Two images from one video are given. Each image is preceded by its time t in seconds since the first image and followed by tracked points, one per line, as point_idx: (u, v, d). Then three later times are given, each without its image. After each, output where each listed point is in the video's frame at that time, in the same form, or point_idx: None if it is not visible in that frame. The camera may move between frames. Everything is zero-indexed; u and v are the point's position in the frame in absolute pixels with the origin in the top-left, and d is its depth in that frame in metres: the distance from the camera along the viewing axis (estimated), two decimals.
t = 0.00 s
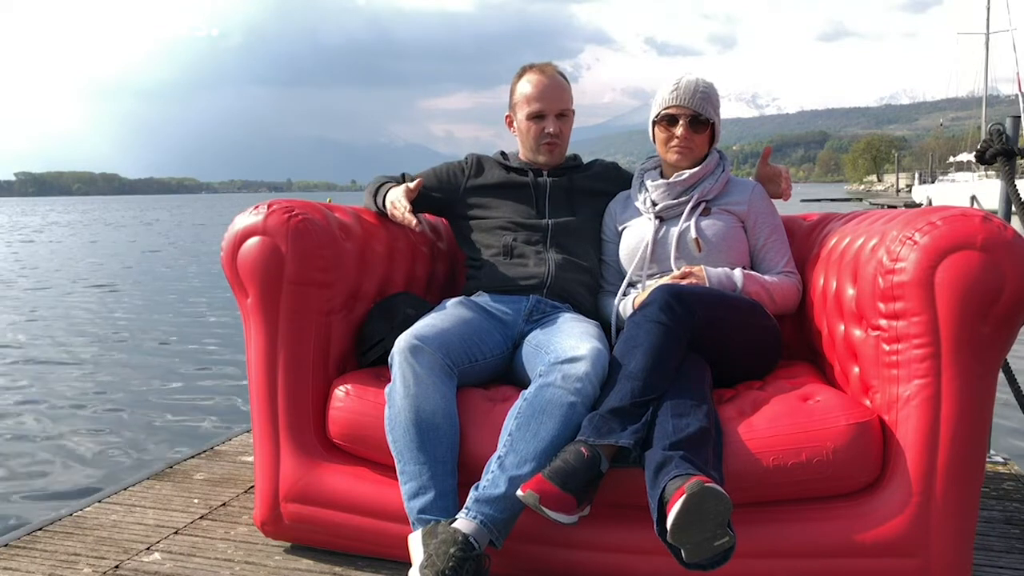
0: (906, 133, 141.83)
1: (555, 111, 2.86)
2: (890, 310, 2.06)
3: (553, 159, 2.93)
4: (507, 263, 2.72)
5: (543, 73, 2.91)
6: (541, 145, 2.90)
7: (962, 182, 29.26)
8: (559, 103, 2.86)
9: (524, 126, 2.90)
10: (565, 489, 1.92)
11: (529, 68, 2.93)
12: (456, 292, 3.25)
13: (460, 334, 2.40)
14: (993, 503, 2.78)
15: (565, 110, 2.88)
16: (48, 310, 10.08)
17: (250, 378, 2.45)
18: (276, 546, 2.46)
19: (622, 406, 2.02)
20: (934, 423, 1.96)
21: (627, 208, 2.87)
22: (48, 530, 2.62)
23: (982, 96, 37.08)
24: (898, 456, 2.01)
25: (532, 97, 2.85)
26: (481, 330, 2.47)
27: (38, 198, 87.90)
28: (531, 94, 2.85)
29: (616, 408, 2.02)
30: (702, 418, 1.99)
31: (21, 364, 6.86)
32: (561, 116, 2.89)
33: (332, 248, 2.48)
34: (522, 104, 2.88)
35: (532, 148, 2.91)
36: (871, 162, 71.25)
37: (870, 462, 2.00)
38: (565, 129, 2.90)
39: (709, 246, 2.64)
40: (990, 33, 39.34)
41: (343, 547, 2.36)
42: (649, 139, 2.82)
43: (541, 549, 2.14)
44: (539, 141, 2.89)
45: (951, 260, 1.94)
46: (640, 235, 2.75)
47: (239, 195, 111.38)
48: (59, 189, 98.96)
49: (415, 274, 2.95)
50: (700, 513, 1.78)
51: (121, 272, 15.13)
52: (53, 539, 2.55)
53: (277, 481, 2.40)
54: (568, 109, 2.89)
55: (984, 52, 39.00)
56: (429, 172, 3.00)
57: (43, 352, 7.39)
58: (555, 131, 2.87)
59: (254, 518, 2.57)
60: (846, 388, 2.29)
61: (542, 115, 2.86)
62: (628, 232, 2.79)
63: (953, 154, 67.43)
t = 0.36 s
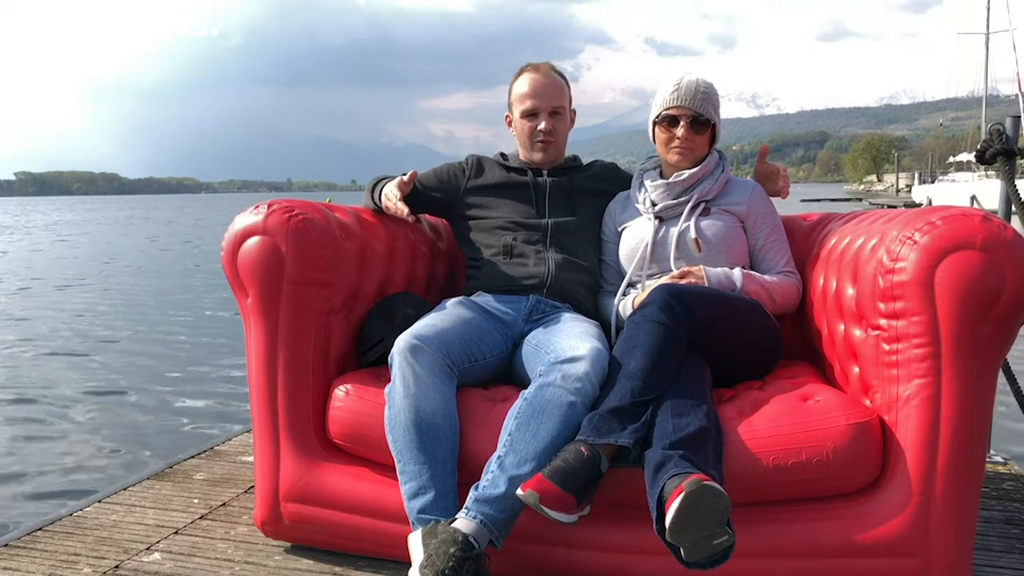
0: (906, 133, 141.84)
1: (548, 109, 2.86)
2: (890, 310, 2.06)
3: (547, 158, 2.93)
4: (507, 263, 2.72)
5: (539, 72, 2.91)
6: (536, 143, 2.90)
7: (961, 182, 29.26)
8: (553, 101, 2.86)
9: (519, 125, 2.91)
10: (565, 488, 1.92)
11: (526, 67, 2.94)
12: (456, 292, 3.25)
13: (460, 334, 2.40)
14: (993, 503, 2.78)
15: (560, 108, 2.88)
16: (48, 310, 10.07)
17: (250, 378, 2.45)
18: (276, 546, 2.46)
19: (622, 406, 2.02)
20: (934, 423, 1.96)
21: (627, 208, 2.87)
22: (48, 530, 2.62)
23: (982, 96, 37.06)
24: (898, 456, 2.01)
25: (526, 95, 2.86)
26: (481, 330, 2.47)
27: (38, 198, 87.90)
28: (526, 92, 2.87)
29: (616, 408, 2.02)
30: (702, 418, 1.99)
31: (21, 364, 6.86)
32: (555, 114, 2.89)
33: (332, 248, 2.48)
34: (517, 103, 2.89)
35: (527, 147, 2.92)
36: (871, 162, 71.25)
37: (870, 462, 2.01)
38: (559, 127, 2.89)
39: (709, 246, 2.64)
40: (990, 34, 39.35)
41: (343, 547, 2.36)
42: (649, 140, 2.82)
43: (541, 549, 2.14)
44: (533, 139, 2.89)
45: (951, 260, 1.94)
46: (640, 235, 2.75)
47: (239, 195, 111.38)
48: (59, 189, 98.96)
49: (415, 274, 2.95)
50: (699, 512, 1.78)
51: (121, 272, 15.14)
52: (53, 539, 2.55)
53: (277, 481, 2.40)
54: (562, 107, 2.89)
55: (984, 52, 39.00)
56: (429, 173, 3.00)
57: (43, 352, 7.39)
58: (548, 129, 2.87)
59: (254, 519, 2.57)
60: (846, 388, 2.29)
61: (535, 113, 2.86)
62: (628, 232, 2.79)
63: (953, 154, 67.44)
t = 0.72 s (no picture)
0: (906, 133, 141.84)
1: (534, 99, 2.87)
2: (890, 310, 2.06)
3: (539, 148, 2.92)
4: (507, 263, 2.72)
5: (528, 68, 2.95)
6: (526, 135, 2.91)
7: (961, 183, 29.26)
8: (539, 92, 2.88)
9: (511, 120, 2.94)
10: (565, 489, 1.92)
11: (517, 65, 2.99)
12: (456, 292, 3.25)
13: (460, 334, 2.40)
14: (993, 503, 2.78)
15: (548, 98, 2.88)
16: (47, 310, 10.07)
17: (250, 378, 2.45)
18: (276, 546, 2.46)
19: (622, 406, 2.02)
20: (934, 423, 1.97)
21: (627, 208, 2.87)
22: (48, 530, 2.62)
23: (982, 96, 37.06)
24: (898, 456, 2.01)
25: (514, 90, 2.91)
26: (481, 330, 2.47)
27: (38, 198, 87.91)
28: (514, 86, 2.92)
29: (616, 408, 2.02)
30: (703, 418, 1.99)
31: (20, 364, 6.86)
32: (545, 105, 2.89)
33: (332, 248, 2.48)
34: (507, 99, 2.94)
35: (520, 141, 2.93)
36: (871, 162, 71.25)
37: (871, 461, 2.01)
38: (547, 117, 2.89)
39: (710, 246, 2.64)
40: (989, 34, 39.35)
41: (343, 547, 2.36)
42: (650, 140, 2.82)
43: (541, 549, 2.14)
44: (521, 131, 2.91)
45: (951, 260, 1.94)
46: (640, 235, 2.75)
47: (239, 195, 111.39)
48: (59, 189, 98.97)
49: (415, 273, 2.95)
50: (700, 512, 1.78)
51: (121, 272, 15.14)
52: (53, 539, 2.55)
53: (277, 481, 2.40)
54: (551, 98, 2.89)
55: (984, 52, 39.00)
56: (429, 173, 3.00)
57: (43, 352, 7.38)
58: (534, 118, 2.87)
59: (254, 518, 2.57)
60: (846, 388, 2.29)
61: (522, 105, 2.89)
62: (628, 232, 2.79)
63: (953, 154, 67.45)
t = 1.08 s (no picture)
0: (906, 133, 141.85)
1: (532, 103, 2.87)
2: (890, 310, 2.06)
3: (538, 150, 2.93)
4: (507, 263, 2.72)
5: (525, 70, 2.95)
6: (524, 138, 2.91)
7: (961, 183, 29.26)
8: (536, 94, 2.87)
9: (509, 123, 2.95)
10: (565, 488, 1.92)
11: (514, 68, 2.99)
12: (456, 292, 3.25)
13: (460, 334, 2.40)
14: (993, 503, 2.78)
15: (546, 101, 2.88)
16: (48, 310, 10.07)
17: (250, 378, 2.45)
18: (276, 546, 2.46)
19: (622, 406, 2.02)
20: (934, 423, 1.97)
21: (627, 209, 2.87)
22: (48, 530, 2.62)
23: (982, 96, 37.05)
24: (898, 456, 2.01)
25: (511, 93, 2.91)
26: (481, 330, 2.47)
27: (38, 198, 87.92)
28: (511, 90, 2.92)
29: (616, 408, 2.02)
30: (703, 418, 1.99)
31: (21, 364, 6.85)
32: (543, 107, 2.89)
33: (332, 248, 2.48)
34: (504, 101, 2.94)
35: (519, 144, 2.94)
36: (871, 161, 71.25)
37: (871, 461, 2.01)
38: (546, 120, 2.89)
39: (709, 246, 2.64)
40: (989, 34, 39.35)
41: (343, 547, 2.36)
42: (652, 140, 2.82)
43: (541, 549, 2.14)
44: (521, 134, 2.91)
45: (951, 260, 1.94)
46: (640, 235, 2.75)
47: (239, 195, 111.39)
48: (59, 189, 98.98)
49: (415, 273, 2.95)
50: (701, 512, 1.78)
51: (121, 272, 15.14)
52: (53, 539, 2.55)
53: (277, 481, 2.40)
54: (549, 100, 2.89)
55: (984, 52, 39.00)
56: (429, 173, 3.00)
57: (43, 352, 7.38)
58: (533, 122, 2.87)
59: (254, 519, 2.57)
60: (846, 388, 2.29)
61: (520, 108, 2.89)
62: (628, 232, 2.79)
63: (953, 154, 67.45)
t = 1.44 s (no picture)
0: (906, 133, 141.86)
1: (531, 106, 2.87)
2: (890, 310, 2.06)
3: (539, 154, 2.93)
4: (507, 263, 2.72)
5: (525, 71, 2.94)
6: (525, 141, 2.91)
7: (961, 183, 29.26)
8: (536, 97, 2.87)
9: (509, 126, 2.95)
10: (565, 489, 1.92)
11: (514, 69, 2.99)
12: (456, 292, 3.24)
13: (460, 335, 2.40)
14: (993, 503, 2.78)
15: (546, 104, 2.88)
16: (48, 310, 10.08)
17: (250, 378, 2.45)
18: (276, 546, 2.46)
19: (622, 406, 2.02)
20: (934, 422, 1.97)
21: (627, 209, 2.87)
22: (48, 530, 2.62)
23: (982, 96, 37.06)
24: (898, 456, 2.01)
25: (511, 95, 2.91)
26: (481, 330, 2.47)
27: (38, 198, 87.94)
28: (510, 93, 2.92)
29: (616, 408, 2.02)
30: (703, 418, 1.98)
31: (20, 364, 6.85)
32: (543, 111, 2.89)
33: (332, 248, 2.48)
34: (504, 104, 2.94)
35: (519, 146, 2.94)
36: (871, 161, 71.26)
37: (871, 462, 2.01)
38: (546, 123, 2.89)
39: (709, 246, 2.64)
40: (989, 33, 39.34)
41: (343, 547, 2.36)
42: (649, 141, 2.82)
43: (541, 549, 2.14)
44: (521, 137, 2.91)
45: (951, 260, 1.94)
46: (640, 235, 2.75)
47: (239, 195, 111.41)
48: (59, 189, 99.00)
49: (415, 273, 2.95)
50: (701, 512, 1.78)
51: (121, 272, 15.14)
52: (53, 539, 2.55)
53: (277, 480, 2.40)
54: (548, 103, 2.89)
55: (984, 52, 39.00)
56: (429, 173, 3.01)
57: (44, 352, 7.39)
58: (533, 126, 2.88)
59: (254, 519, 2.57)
60: (846, 388, 2.29)
61: (520, 111, 2.89)
62: (628, 232, 2.79)
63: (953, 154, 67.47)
